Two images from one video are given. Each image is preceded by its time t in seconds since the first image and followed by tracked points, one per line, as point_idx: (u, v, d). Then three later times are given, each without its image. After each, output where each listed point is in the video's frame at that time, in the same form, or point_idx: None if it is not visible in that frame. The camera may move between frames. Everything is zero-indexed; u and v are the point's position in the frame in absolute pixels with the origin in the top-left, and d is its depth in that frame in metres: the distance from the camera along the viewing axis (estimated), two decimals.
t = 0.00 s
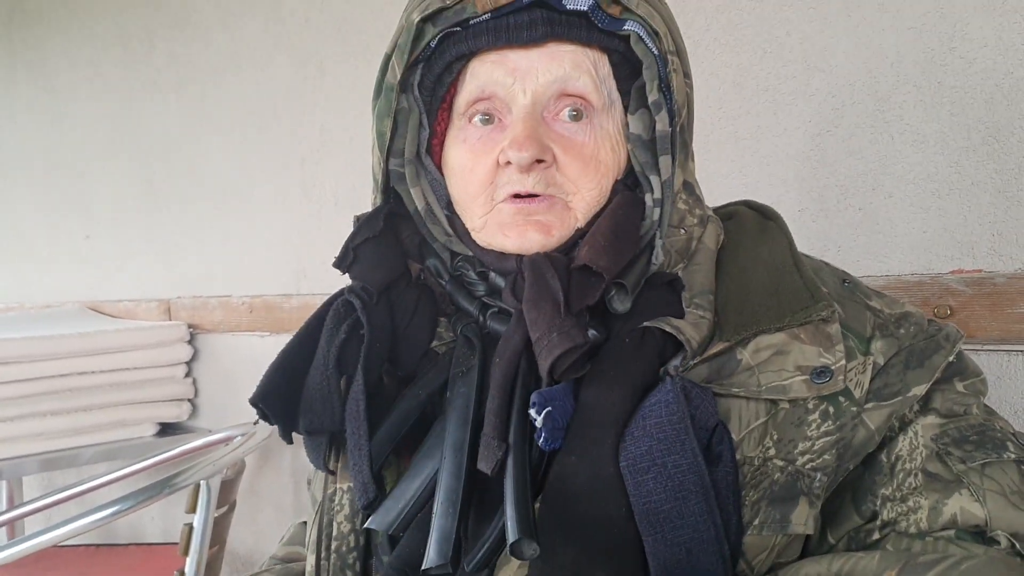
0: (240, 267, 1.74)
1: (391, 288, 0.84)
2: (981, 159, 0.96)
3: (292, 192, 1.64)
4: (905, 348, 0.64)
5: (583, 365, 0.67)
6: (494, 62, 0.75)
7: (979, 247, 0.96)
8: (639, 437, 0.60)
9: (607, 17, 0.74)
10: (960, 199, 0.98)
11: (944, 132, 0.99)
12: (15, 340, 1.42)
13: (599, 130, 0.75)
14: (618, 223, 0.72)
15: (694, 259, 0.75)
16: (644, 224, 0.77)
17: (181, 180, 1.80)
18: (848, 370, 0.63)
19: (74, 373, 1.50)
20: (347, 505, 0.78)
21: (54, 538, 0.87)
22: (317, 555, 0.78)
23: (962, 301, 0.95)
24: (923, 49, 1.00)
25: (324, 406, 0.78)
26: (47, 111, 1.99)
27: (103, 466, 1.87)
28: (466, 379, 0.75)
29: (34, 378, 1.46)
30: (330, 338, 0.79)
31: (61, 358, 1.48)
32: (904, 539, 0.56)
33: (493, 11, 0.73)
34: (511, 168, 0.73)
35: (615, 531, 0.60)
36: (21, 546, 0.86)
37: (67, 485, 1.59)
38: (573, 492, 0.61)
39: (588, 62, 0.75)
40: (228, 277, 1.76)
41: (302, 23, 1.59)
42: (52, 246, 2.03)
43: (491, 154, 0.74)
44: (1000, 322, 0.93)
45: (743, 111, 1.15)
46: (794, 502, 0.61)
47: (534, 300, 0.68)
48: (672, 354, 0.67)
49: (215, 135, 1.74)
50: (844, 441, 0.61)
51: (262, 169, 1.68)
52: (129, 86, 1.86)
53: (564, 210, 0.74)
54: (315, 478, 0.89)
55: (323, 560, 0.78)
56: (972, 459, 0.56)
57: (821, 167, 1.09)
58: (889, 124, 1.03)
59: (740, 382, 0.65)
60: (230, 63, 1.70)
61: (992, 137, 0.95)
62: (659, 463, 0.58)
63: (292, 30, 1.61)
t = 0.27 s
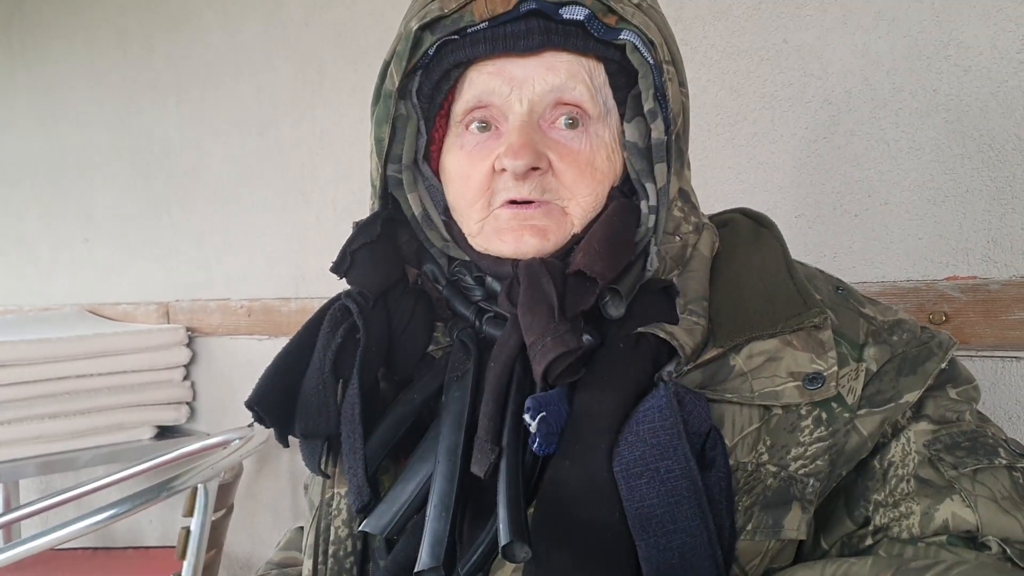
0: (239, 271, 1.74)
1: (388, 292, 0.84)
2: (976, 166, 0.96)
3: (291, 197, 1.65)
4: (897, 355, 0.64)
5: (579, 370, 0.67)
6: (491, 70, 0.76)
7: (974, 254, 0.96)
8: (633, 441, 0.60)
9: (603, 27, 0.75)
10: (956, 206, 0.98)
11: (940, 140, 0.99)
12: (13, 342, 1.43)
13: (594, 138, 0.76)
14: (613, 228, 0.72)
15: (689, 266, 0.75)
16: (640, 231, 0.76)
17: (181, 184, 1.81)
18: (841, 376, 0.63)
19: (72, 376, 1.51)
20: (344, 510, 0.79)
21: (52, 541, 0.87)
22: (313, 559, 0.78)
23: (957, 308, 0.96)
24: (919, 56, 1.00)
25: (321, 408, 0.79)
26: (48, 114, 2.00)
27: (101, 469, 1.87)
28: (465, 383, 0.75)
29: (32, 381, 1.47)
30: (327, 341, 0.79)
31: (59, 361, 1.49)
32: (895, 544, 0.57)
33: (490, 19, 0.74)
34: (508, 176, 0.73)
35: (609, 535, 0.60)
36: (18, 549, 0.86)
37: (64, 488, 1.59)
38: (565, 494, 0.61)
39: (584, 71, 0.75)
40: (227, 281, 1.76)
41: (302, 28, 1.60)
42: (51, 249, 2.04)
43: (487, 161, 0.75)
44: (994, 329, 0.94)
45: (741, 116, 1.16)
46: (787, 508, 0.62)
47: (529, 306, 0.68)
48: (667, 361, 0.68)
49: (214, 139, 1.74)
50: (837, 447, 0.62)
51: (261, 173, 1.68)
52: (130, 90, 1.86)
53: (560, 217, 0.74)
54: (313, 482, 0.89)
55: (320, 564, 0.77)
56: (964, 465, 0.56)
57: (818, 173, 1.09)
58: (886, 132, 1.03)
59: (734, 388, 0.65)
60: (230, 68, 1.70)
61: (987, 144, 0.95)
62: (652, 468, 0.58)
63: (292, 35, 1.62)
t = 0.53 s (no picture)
0: (241, 274, 1.74)
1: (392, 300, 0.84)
2: (980, 169, 0.96)
3: (293, 200, 1.65)
4: (902, 359, 0.64)
5: (578, 378, 0.66)
6: (491, 81, 0.75)
7: (979, 258, 0.96)
8: (635, 444, 0.60)
9: (606, 35, 0.74)
10: (959, 209, 0.98)
11: (944, 144, 0.99)
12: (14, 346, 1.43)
13: (594, 149, 0.76)
14: (612, 236, 0.72)
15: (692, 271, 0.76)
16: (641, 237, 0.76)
17: (183, 188, 1.81)
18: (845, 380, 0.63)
19: (74, 379, 1.51)
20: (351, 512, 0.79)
21: (53, 544, 0.87)
22: (317, 560, 0.78)
23: (961, 312, 0.96)
24: (922, 60, 1.00)
25: (324, 418, 0.78)
26: (51, 118, 2.00)
27: (102, 472, 1.87)
28: (466, 394, 0.75)
29: (34, 385, 1.46)
30: (330, 351, 0.80)
31: (61, 365, 1.48)
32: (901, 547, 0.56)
33: (490, 29, 0.73)
34: (505, 189, 0.73)
35: (613, 537, 0.60)
36: (19, 552, 0.85)
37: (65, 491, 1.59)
38: (567, 497, 0.61)
39: (585, 81, 0.75)
40: (228, 284, 1.76)
41: (304, 32, 1.60)
42: (53, 253, 2.04)
43: (485, 174, 0.75)
44: (998, 334, 0.93)
45: (743, 120, 1.15)
46: (791, 511, 0.61)
47: (528, 316, 0.68)
48: (669, 366, 0.68)
49: (217, 142, 1.74)
50: (841, 451, 0.61)
51: (264, 177, 1.68)
52: (132, 94, 1.87)
53: (558, 228, 0.74)
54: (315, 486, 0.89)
55: (325, 564, 0.77)
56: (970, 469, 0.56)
57: (821, 177, 1.09)
58: (889, 135, 1.03)
59: (738, 391, 0.65)
60: (233, 72, 1.71)
61: (991, 148, 0.95)
62: (655, 471, 0.58)
63: (294, 39, 1.62)
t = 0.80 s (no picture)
0: (243, 276, 1.74)
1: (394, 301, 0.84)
2: (986, 171, 0.96)
3: (295, 202, 1.65)
4: (910, 363, 0.64)
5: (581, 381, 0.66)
6: (496, 79, 0.75)
7: (985, 261, 0.96)
8: (639, 448, 0.59)
9: (613, 34, 0.74)
10: (965, 211, 0.97)
11: (950, 145, 0.99)
12: (16, 347, 1.43)
13: (599, 150, 0.75)
14: (614, 238, 0.71)
15: (696, 275, 0.76)
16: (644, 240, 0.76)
17: (185, 190, 1.81)
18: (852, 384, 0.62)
19: (75, 381, 1.50)
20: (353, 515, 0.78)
21: (53, 546, 0.86)
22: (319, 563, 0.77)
23: (967, 314, 0.95)
24: (928, 62, 1.00)
25: (326, 416, 0.78)
26: (53, 120, 2.00)
27: (103, 474, 1.87)
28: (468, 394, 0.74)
29: (35, 386, 1.46)
30: (334, 349, 0.79)
31: (62, 366, 1.48)
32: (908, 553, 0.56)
33: (497, 27, 0.73)
34: (509, 188, 0.73)
35: (617, 542, 0.59)
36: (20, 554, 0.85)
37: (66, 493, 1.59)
38: (570, 500, 0.61)
39: (591, 79, 0.75)
40: (230, 286, 1.75)
41: (307, 33, 1.60)
42: (54, 255, 2.04)
43: (489, 174, 0.75)
44: (1005, 336, 0.93)
45: (747, 121, 1.15)
46: (797, 517, 0.61)
47: (530, 318, 0.68)
48: (673, 370, 0.68)
49: (220, 144, 1.74)
50: (847, 456, 0.61)
51: (266, 179, 1.68)
52: (135, 95, 1.87)
53: (561, 229, 0.74)
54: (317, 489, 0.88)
55: (327, 568, 0.77)
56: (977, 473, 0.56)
57: (825, 180, 1.09)
58: (895, 137, 1.03)
59: (743, 395, 0.64)
60: (236, 73, 1.71)
61: (998, 150, 0.95)
62: (660, 475, 0.58)
63: (297, 40, 1.62)
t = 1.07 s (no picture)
0: (243, 277, 1.74)
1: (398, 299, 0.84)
2: (987, 172, 0.96)
3: (296, 202, 1.65)
4: (913, 363, 0.64)
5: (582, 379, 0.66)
6: (501, 77, 0.75)
7: (986, 261, 0.96)
8: (642, 447, 0.59)
9: (617, 33, 0.74)
10: (967, 212, 0.98)
11: (951, 146, 0.99)
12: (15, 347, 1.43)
13: (603, 148, 0.75)
14: (618, 237, 0.71)
15: (699, 274, 0.76)
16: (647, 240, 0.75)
17: (185, 190, 1.81)
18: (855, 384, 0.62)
19: (74, 381, 1.50)
20: (354, 514, 0.78)
21: (53, 547, 0.86)
22: (321, 564, 0.77)
23: (968, 315, 0.95)
24: (929, 62, 1.00)
25: (327, 413, 0.78)
26: (53, 121, 2.00)
27: (103, 475, 1.87)
28: (469, 393, 0.74)
29: (33, 387, 1.46)
30: (336, 346, 0.79)
31: (61, 367, 1.48)
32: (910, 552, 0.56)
33: (503, 25, 0.73)
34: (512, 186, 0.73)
35: (619, 542, 0.59)
36: (19, 555, 0.85)
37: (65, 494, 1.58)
38: (572, 499, 0.61)
39: (595, 78, 0.75)
40: (230, 287, 1.75)
41: (308, 33, 1.60)
42: (54, 255, 2.04)
43: (493, 172, 0.75)
44: (1006, 337, 0.93)
45: (748, 122, 1.15)
46: (799, 516, 0.61)
47: (532, 315, 0.68)
48: (676, 369, 0.68)
49: (220, 145, 1.74)
50: (850, 455, 0.61)
51: (266, 179, 1.68)
52: (135, 95, 1.87)
53: (565, 227, 0.74)
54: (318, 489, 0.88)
55: (328, 568, 0.77)
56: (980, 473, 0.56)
57: (826, 181, 1.09)
58: (895, 138, 1.03)
59: (745, 395, 0.64)
60: (236, 74, 1.71)
61: (999, 150, 0.95)
62: (662, 474, 0.58)
63: (298, 40, 1.62)
